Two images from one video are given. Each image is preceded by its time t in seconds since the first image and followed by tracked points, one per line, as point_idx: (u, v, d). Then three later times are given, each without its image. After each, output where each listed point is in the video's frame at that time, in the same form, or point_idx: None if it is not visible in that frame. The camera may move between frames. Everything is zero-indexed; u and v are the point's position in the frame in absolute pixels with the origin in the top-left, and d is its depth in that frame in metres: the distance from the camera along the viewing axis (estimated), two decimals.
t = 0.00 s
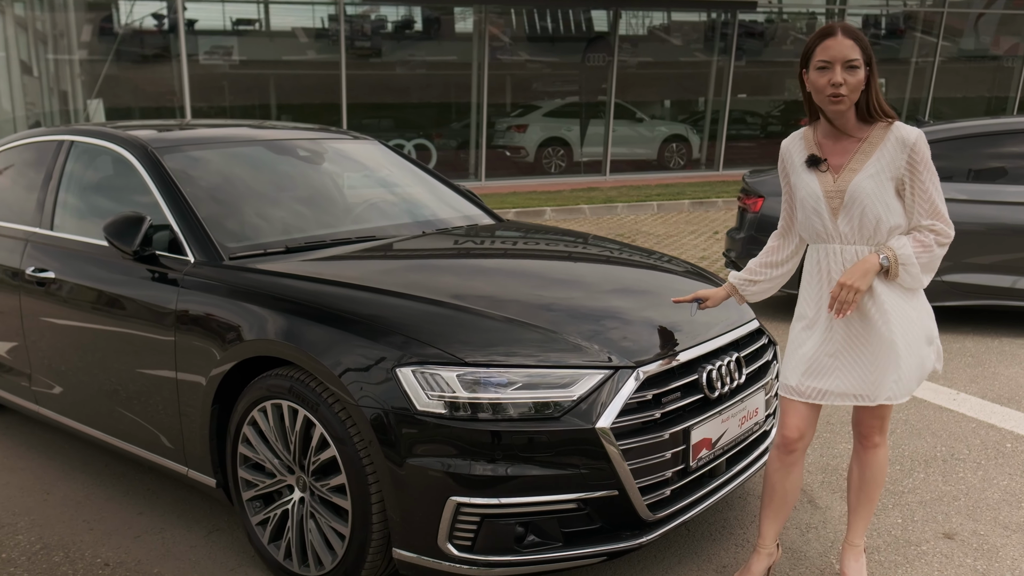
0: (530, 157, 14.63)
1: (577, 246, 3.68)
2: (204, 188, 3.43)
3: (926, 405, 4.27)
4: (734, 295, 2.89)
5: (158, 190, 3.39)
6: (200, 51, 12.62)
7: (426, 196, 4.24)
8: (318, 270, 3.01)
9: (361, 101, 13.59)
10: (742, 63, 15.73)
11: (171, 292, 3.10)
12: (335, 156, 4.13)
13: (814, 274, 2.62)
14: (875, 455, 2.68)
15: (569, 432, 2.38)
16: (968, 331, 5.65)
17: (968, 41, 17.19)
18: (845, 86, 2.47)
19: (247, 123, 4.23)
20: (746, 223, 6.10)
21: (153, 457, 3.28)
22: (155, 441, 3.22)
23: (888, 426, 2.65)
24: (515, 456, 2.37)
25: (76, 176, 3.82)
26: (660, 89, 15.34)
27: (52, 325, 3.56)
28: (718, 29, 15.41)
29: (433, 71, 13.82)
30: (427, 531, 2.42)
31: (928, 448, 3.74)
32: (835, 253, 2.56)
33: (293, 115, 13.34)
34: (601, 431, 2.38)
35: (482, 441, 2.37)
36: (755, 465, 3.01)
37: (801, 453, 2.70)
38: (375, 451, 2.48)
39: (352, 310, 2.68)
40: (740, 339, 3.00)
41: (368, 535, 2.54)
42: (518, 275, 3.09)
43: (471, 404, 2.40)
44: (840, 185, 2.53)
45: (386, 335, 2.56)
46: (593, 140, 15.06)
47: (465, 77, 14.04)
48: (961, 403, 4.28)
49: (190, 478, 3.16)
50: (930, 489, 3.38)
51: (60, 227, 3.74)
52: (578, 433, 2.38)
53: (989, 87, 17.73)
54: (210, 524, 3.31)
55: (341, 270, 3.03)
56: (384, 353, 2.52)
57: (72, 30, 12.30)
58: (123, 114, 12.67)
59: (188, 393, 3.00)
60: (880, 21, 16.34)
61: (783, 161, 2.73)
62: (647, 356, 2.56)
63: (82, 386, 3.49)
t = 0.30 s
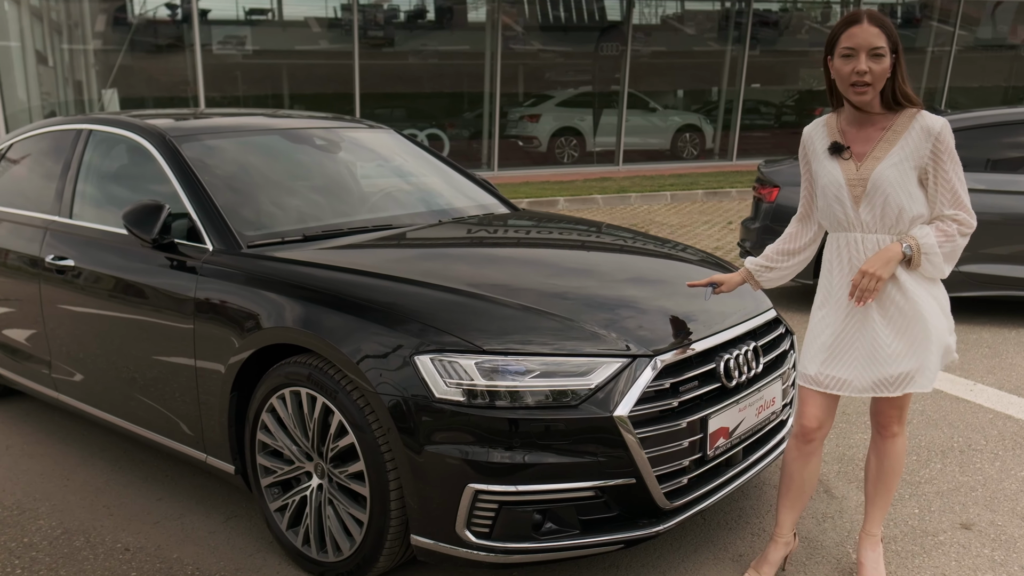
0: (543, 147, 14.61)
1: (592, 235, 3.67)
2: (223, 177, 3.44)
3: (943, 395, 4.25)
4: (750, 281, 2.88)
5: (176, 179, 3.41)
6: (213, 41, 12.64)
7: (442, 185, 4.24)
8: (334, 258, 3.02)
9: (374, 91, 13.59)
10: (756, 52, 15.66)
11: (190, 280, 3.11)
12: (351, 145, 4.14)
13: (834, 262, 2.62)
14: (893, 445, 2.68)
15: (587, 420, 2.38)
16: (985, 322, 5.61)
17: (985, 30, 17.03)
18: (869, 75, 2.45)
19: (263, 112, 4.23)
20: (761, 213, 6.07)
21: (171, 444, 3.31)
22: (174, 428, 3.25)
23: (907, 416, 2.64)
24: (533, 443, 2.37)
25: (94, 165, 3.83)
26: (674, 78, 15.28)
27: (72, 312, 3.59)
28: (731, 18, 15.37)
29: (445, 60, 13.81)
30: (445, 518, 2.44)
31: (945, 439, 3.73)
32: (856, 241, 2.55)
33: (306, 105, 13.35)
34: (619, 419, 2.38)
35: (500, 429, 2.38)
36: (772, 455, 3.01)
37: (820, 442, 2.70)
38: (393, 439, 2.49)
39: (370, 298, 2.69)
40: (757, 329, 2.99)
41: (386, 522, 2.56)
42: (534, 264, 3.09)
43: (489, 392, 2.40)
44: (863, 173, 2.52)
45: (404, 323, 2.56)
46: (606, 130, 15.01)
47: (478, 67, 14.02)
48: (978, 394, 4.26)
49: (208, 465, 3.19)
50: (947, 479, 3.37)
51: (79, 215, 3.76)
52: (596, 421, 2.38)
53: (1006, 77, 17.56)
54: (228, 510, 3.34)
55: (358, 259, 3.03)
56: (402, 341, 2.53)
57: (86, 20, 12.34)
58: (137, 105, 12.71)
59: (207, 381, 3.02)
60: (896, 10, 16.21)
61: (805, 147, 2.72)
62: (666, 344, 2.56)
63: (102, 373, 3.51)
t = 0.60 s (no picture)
0: (557, 137, 14.56)
1: (607, 225, 3.67)
2: (241, 166, 3.46)
3: (960, 387, 4.23)
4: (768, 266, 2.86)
5: (195, 169, 3.42)
6: (228, 31, 12.67)
7: (458, 175, 4.24)
8: (351, 248, 3.03)
9: (387, 82, 13.59)
10: (771, 42, 15.58)
11: (209, 269, 3.13)
12: (367, 135, 4.15)
13: (856, 249, 2.59)
14: (911, 436, 2.68)
15: (604, 410, 2.38)
16: (1002, 314, 5.58)
17: (1003, 19, 16.86)
18: (890, 56, 2.44)
19: (278, 102, 4.24)
20: (777, 204, 6.05)
21: (190, 432, 3.34)
22: (192, 416, 3.27)
23: (925, 407, 2.65)
24: (550, 433, 2.38)
25: (112, 155, 3.85)
26: (688, 68, 15.21)
27: (91, 301, 3.62)
28: (747, 8, 15.28)
29: (459, 50, 13.79)
30: (463, 506, 2.45)
31: (961, 430, 3.72)
32: (878, 228, 2.53)
33: (320, 95, 13.35)
34: (637, 409, 2.38)
35: (517, 418, 2.39)
36: (788, 445, 3.01)
37: (838, 433, 2.69)
38: (411, 428, 2.51)
39: (387, 287, 2.70)
40: (774, 319, 2.99)
41: (403, 510, 2.57)
42: (550, 254, 3.08)
43: (507, 381, 2.41)
44: (887, 158, 2.50)
45: (421, 312, 2.57)
46: (620, 120, 14.96)
47: (492, 57, 13.99)
48: (995, 385, 4.24)
49: (226, 453, 3.22)
50: (964, 471, 3.36)
51: (97, 204, 3.78)
52: (613, 410, 2.38)
53: None
54: (246, 498, 3.37)
55: (374, 248, 3.04)
56: (419, 330, 2.54)
57: (101, 10, 12.39)
58: (152, 94, 12.75)
59: (226, 369, 3.05)
60: None
61: (829, 134, 2.70)
62: (684, 335, 2.55)
63: (121, 361, 3.54)
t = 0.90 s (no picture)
0: (570, 129, 14.53)
1: (621, 218, 3.66)
2: (257, 158, 3.47)
3: (975, 381, 4.21)
4: (790, 260, 2.85)
5: (212, 160, 3.44)
6: (242, 22, 12.69)
7: (472, 167, 4.24)
8: (365, 239, 3.04)
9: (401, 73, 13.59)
10: (786, 33, 15.50)
11: (226, 260, 3.16)
12: (382, 126, 4.15)
13: (878, 239, 2.57)
14: (927, 429, 2.69)
15: (620, 401, 2.38)
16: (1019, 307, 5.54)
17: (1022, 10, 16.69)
18: (922, 39, 2.43)
19: (292, 94, 4.25)
20: (792, 196, 6.02)
21: (208, 422, 3.37)
22: (210, 406, 3.30)
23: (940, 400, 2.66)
24: (566, 424, 2.38)
25: (129, 147, 3.88)
26: (702, 60, 15.13)
27: (109, 291, 3.65)
28: None
29: (472, 41, 13.78)
30: (479, 497, 2.47)
31: (977, 424, 3.70)
32: (902, 218, 2.51)
33: (333, 86, 13.35)
34: (652, 400, 2.38)
35: (533, 410, 2.39)
36: (803, 438, 3.00)
37: (855, 427, 2.69)
38: (427, 419, 2.52)
39: (402, 278, 2.71)
40: (790, 312, 2.98)
41: (420, 501, 2.59)
42: (565, 246, 3.09)
43: (522, 372, 2.42)
44: (912, 147, 2.48)
45: (437, 303, 2.59)
46: (634, 112, 14.91)
47: (505, 48, 13.96)
48: (1012, 379, 4.22)
49: (243, 443, 3.25)
50: (980, 464, 3.35)
51: (115, 195, 3.81)
52: (629, 402, 2.38)
53: None
54: (263, 487, 3.40)
55: (389, 239, 3.05)
56: (434, 322, 2.55)
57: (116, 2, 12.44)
58: (167, 86, 12.81)
59: (243, 360, 3.07)
60: None
61: (852, 126, 2.68)
62: (699, 328, 2.54)
63: (139, 351, 3.57)
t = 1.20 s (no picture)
0: (583, 122, 14.50)
1: (634, 212, 3.66)
2: (272, 152, 3.49)
3: (990, 377, 4.19)
4: (807, 256, 2.82)
5: (227, 154, 3.46)
6: (256, 16, 12.72)
7: (486, 161, 4.25)
8: (379, 234, 3.05)
9: (413, 67, 13.60)
10: (801, 26, 15.40)
11: (241, 254, 3.18)
12: (395, 120, 4.16)
13: (897, 236, 2.56)
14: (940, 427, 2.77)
15: (633, 396, 2.39)
16: None
17: None
18: (946, 35, 2.41)
19: (305, 88, 4.26)
20: (806, 190, 6.00)
21: (222, 414, 3.39)
22: (224, 399, 3.33)
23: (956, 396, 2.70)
24: (579, 419, 2.39)
25: (145, 141, 3.90)
26: (716, 53, 15.06)
27: (125, 284, 3.68)
28: None
29: (485, 35, 13.77)
30: (492, 491, 2.48)
31: (992, 420, 3.69)
32: (921, 214, 2.50)
33: (347, 80, 13.36)
34: (665, 395, 2.39)
35: (545, 404, 2.40)
36: (816, 434, 3.00)
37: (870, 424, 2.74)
38: (441, 413, 2.53)
39: (415, 273, 2.72)
40: (804, 308, 2.97)
41: (433, 494, 2.61)
42: (578, 241, 3.09)
43: (536, 366, 2.43)
44: (934, 142, 2.47)
45: (450, 298, 2.60)
46: (647, 106, 14.85)
47: (518, 42, 13.93)
48: None
49: (257, 435, 3.27)
50: (994, 461, 3.34)
51: (131, 189, 3.84)
52: (642, 397, 2.39)
53: None
54: (277, 480, 3.42)
55: (403, 234, 3.06)
56: (447, 316, 2.56)
57: None
58: (181, 80, 12.86)
59: (258, 353, 3.09)
60: None
61: (872, 122, 2.66)
62: (711, 324, 2.54)
63: (155, 344, 3.60)
